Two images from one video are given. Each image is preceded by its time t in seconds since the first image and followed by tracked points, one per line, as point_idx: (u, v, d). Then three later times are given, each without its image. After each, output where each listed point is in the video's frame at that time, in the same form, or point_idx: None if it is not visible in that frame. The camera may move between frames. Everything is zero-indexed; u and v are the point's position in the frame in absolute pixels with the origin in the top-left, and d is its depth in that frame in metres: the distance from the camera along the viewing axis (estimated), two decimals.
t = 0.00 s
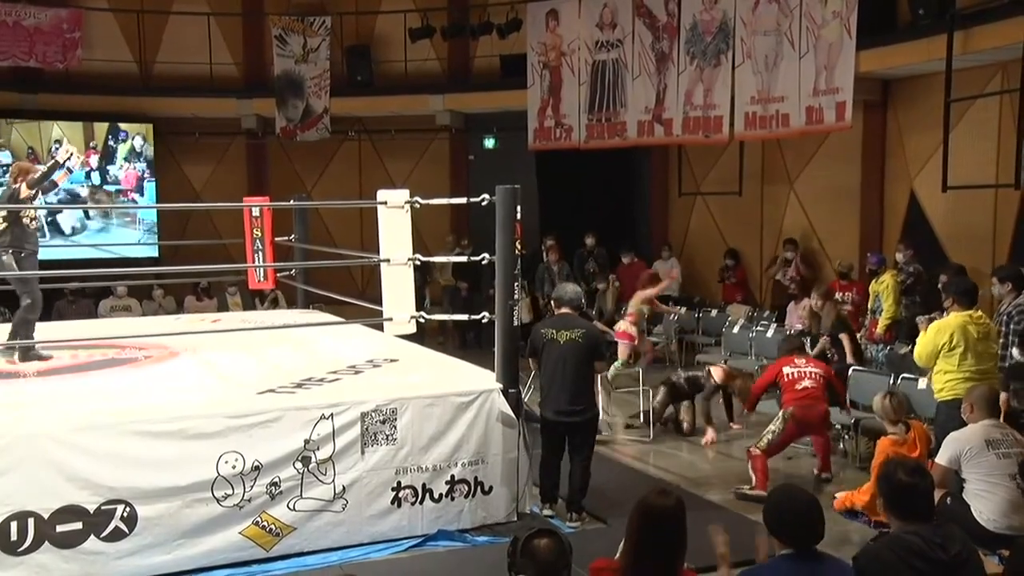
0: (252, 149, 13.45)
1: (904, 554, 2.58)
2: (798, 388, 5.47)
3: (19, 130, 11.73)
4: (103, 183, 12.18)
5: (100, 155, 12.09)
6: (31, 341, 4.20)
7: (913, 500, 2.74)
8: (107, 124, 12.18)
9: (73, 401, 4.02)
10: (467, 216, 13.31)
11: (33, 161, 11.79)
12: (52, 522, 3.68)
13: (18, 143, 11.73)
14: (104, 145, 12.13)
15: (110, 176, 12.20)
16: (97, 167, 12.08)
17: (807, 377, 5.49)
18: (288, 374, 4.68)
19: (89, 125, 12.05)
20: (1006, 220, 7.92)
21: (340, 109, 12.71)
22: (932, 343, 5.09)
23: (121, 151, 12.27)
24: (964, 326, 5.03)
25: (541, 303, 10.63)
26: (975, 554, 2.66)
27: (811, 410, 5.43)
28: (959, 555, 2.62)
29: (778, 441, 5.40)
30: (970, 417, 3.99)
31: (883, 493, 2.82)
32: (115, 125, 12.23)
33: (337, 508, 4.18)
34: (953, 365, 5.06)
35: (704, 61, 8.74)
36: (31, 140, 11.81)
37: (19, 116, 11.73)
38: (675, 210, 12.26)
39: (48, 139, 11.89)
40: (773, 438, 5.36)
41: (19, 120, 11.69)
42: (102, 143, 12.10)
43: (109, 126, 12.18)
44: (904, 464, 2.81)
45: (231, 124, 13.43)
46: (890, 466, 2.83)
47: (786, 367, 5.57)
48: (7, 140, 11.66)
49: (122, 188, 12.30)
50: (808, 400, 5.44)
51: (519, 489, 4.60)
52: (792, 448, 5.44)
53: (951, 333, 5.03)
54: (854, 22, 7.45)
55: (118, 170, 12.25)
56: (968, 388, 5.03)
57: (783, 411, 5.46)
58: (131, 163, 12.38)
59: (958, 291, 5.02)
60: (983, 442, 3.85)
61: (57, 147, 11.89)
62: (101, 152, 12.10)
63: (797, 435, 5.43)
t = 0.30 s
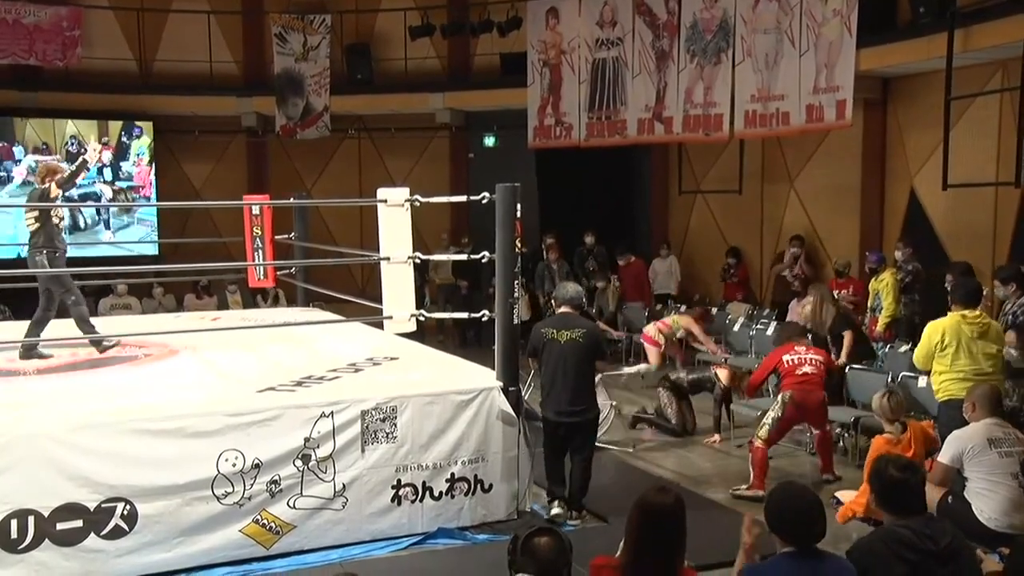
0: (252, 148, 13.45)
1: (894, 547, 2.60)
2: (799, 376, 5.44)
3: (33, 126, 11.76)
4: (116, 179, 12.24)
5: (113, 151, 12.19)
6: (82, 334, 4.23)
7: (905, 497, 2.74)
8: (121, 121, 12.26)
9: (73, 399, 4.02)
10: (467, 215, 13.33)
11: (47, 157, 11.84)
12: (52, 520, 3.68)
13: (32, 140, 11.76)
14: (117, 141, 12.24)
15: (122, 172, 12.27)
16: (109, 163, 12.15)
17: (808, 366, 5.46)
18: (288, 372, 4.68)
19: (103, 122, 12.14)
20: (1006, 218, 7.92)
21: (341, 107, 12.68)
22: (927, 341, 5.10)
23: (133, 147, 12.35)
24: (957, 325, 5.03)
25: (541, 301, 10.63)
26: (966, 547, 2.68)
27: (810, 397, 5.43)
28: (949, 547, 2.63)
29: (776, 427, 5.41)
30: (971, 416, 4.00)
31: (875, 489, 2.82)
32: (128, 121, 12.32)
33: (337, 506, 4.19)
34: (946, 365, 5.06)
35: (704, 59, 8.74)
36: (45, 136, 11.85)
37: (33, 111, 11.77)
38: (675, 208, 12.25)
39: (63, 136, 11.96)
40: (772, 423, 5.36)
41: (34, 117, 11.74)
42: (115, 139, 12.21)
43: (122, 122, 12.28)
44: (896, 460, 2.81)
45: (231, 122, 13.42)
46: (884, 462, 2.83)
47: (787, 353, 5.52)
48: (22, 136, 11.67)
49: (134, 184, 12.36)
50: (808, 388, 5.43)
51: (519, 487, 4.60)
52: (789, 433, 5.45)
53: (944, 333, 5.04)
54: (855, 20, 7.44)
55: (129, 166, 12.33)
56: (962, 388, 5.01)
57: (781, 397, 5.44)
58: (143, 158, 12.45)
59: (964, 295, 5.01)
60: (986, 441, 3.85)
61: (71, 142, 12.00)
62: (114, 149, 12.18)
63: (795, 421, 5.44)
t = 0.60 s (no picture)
0: (252, 145, 13.44)
1: (884, 539, 2.62)
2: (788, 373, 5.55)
3: (24, 129, 11.70)
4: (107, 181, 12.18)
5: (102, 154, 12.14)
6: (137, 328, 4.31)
7: (894, 493, 2.74)
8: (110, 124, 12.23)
9: (73, 397, 4.02)
10: (467, 212, 13.34)
11: (38, 160, 11.80)
12: (52, 517, 3.68)
13: (23, 143, 11.69)
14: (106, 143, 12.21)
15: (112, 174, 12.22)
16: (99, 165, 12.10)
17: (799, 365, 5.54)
18: (288, 369, 4.68)
19: (93, 120, 12.11)
20: (1006, 216, 7.91)
21: (342, 104, 12.65)
22: (929, 333, 5.14)
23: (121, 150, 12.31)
24: (954, 320, 5.04)
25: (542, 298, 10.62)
26: (958, 541, 2.69)
27: (797, 395, 5.47)
28: (940, 539, 2.65)
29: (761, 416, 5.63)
30: (971, 412, 3.98)
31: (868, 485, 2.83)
32: (117, 122, 12.29)
33: (337, 503, 4.19)
34: (943, 358, 5.06)
35: (704, 56, 8.73)
36: (35, 138, 11.79)
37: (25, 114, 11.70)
38: (675, 205, 12.25)
39: (54, 139, 11.88)
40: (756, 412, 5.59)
41: (24, 120, 11.69)
42: (104, 142, 12.18)
43: (112, 123, 12.25)
44: (885, 456, 2.81)
45: (230, 119, 13.40)
46: (874, 458, 2.83)
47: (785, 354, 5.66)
48: (12, 139, 11.61)
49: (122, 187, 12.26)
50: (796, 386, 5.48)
51: (520, 484, 4.61)
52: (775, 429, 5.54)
53: (940, 327, 5.07)
54: (855, 17, 7.44)
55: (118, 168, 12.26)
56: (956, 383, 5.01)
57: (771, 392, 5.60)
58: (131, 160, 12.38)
59: (973, 294, 5.01)
60: (985, 439, 3.84)
61: (62, 145, 11.93)
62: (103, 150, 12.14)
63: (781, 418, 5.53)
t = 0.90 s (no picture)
0: (252, 144, 13.43)
1: (880, 537, 2.62)
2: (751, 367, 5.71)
3: (7, 128, 11.69)
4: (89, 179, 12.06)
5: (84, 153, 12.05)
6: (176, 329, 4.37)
7: (890, 492, 2.74)
8: (92, 124, 12.14)
9: (73, 397, 4.02)
10: (467, 212, 13.35)
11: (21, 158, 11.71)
12: (52, 517, 3.68)
13: (6, 141, 11.68)
14: (89, 144, 12.13)
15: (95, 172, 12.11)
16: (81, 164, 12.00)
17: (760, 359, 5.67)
18: (288, 369, 4.69)
19: (76, 119, 12.05)
20: (1006, 216, 7.92)
21: (342, 104, 12.63)
22: (940, 330, 5.17)
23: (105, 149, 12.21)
24: (964, 318, 5.05)
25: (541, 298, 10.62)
26: (954, 540, 2.69)
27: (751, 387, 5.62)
28: (936, 536, 2.65)
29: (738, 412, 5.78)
30: (971, 411, 3.97)
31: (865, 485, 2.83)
32: (99, 121, 12.19)
33: (337, 503, 4.19)
34: (949, 354, 5.07)
35: (705, 56, 8.72)
36: (19, 138, 11.74)
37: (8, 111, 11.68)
38: (675, 205, 12.24)
39: (37, 138, 11.83)
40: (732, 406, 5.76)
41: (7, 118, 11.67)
42: (88, 142, 12.12)
43: (95, 123, 12.15)
44: (881, 456, 2.80)
45: (230, 119, 13.40)
46: (870, 457, 2.82)
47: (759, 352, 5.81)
48: None
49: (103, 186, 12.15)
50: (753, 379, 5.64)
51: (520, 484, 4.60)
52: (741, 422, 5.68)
53: (950, 325, 5.09)
54: (855, 17, 7.44)
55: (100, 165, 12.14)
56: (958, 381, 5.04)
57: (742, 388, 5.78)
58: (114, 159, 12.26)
59: (988, 295, 5.00)
60: (983, 438, 3.84)
61: (45, 144, 11.86)
62: (85, 150, 12.08)
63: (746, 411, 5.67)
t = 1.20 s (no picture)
0: (252, 145, 13.43)
1: (880, 537, 2.62)
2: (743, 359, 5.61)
3: None
4: (73, 176, 11.99)
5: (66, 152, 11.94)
6: (182, 330, 4.38)
7: (890, 492, 2.74)
8: (73, 124, 12.03)
9: (74, 397, 4.02)
10: (467, 212, 13.37)
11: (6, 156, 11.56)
12: (53, 517, 3.68)
13: None
14: (72, 143, 12.00)
15: (80, 170, 12.02)
16: (64, 163, 11.92)
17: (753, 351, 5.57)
18: (289, 369, 4.69)
19: (57, 118, 11.93)
20: (1006, 216, 7.92)
21: (342, 104, 12.63)
22: (956, 333, 4.80)
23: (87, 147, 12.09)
24: (983, 320, 4.69)
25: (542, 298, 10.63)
26: (954, 539, 2.69)
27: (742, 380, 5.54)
28: (937, 536, 2.65)
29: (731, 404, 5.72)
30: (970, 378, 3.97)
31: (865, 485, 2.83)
32: (79, 120, 12.09)
33: (337, 504, 4.18)
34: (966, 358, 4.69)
35: (705, 56, 8.73)
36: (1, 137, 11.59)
37: None
38: (676, 205, 12.25)
39: (20, 136, 11.69)
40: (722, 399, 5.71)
41: None
42: (70, 141, 11.98)
43: (76, 122, 12.05)
44: (882, 456, 2.80)
45: (231, 119, 13.41)
46: (870, 457, 2.82)
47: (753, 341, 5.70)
48: None
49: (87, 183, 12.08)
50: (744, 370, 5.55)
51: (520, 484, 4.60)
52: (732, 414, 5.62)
53: (968, 328, 4.72)
54: (856, 17, 7.45)
55: (84, 163, 12.04)
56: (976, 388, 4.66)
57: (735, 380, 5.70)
58: (97, 157, 12.16)
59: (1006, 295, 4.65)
60: (971, 400, 3.84)
61: (28, 143, 11.72)
62: (68, 150, 11.95)
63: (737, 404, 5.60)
